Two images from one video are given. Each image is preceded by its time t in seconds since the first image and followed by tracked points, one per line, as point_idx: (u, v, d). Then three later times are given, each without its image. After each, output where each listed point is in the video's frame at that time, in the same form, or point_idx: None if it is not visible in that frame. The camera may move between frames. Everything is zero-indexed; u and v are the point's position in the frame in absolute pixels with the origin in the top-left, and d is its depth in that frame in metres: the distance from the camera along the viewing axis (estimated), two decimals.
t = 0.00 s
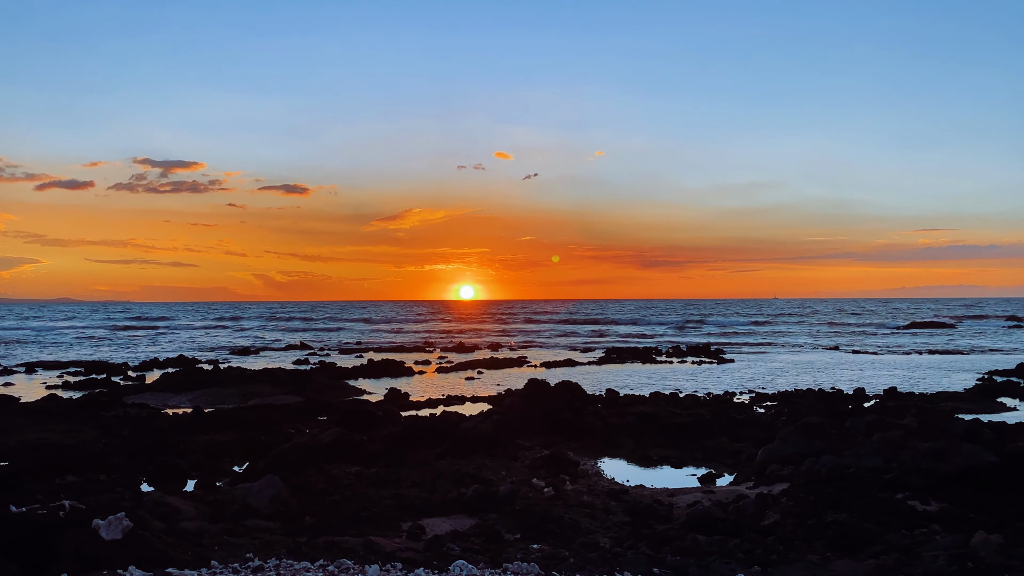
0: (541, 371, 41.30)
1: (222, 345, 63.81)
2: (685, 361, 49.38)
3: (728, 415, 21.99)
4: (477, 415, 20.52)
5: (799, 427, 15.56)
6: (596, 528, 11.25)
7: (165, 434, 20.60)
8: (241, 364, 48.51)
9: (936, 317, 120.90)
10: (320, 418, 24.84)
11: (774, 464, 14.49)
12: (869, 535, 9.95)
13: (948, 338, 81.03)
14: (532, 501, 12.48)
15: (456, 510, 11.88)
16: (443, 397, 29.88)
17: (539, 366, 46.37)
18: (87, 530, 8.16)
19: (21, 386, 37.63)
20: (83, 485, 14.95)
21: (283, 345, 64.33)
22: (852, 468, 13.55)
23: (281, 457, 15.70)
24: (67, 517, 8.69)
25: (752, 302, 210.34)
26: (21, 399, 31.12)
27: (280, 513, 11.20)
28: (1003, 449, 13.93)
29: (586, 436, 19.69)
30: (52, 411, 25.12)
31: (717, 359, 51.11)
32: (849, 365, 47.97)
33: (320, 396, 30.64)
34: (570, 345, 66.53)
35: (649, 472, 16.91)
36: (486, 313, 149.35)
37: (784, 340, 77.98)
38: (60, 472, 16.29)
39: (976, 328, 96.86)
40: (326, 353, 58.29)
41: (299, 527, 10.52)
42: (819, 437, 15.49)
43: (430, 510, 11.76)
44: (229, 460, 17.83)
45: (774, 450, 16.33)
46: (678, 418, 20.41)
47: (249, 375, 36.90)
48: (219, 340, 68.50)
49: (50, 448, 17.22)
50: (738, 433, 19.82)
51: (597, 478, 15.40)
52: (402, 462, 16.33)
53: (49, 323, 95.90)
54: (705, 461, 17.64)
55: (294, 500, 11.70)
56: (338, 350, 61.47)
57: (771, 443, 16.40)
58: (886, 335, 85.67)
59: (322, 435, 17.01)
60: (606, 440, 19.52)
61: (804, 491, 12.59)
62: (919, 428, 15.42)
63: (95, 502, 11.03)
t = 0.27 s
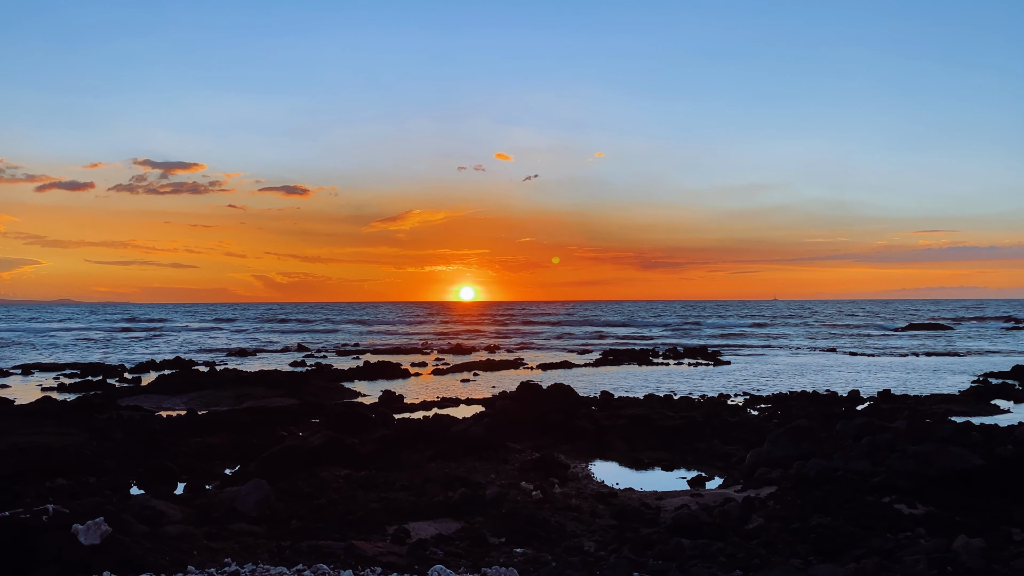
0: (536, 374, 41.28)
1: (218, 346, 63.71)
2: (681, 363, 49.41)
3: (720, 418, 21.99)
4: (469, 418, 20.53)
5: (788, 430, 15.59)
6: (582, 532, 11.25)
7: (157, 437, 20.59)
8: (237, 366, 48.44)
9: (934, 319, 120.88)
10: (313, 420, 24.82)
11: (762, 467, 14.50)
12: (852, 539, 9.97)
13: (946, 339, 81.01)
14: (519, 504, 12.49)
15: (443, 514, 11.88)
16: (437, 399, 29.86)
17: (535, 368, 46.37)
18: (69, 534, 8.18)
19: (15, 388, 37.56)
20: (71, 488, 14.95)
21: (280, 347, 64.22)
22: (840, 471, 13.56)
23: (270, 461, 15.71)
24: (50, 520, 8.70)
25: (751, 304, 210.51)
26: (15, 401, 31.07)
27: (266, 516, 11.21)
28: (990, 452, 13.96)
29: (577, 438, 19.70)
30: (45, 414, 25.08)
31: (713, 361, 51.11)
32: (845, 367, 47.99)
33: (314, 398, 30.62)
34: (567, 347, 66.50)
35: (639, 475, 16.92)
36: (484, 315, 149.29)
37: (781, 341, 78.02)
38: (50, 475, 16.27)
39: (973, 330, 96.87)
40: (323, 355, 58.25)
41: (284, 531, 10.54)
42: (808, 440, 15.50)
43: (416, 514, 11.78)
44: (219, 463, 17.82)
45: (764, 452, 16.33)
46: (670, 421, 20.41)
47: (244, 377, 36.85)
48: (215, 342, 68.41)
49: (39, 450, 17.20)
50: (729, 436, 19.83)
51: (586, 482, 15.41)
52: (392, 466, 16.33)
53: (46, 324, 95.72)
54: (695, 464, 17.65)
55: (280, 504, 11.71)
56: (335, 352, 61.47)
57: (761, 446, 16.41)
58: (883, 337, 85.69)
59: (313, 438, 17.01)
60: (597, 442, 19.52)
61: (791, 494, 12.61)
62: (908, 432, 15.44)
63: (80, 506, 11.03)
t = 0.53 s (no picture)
0: (532, 375, 41.34)
1: (215, 348, 63.74)
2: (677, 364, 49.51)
3: (711, 418, 22.04)
4: (461, 419, 20.57)
5: (776, 430, 15.64)
6: (567, 532, 11.29)
7: (149, 438, 20.63)
8: (233, 367, 48.51)
9: (931, 320, 121.17)
10: (306, 421, 24.85)
11: (749, 467, 14.56)
12: (834, 539, 10.04)
13: (942, 340, 81.21)
14: (506, 504, 12.55)
15: (429, 514, 11.93)
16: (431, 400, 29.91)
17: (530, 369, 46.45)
18: (51, 533, 8.23)
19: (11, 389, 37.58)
20: (61, 489, 15.00)
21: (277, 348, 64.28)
22: (826, 471, 13.62)
23: (260, 461, 15.75)
24: (32, 520, 8.74)
25: (749, 304, 210.63)
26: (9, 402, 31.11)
27: (252, 516, 11.26)
28: (976, 453, 14.03)
29: (568, 439, 19.75)
30: (38, 415, 25.11)
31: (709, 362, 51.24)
32: (840, 368, 48.11)
33: (308, 399, 30.68)
34: (564, 348, 66.60)
35: (628, 476, 16.98)
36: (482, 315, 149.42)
37: (778, 342, 78.19)
38: (41, 476, 16.31)
39: (969, 331, 97.17)
40: (319, 356, 58.31)
41: (269, 531, 10.59)
42: (796, 440, 15.56)
43: (402, 515, 11.83)
44: (210, 464, 17.87)
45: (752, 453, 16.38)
46: (661, 421, 20.47)
47: (239, 378, 36.89)
48: (213, 343, 68.44)
49: (31, 450, 17.25)
50: (720, 436, 19.89)
51: (575, 482, 15.47)
52: (382, 466, 16.38)
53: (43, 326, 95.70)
54: (685, 464, 17.71)
55: (266, 504, 11.75)
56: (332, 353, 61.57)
57: (750, 447, 16.47)
58: (880, 338, 85.84)
59: (303, 439, 17.06)
60: (588, 443, 19.57)
61: (776, 494, 12.67)
62: (895, 432, 15.51)
63: (67, 506, 11.08)
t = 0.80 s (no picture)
0: (526, 376, 41.43)
1: (212, 349, 63.77)
2: (672, 366, 49.61)
3: (702, 420, 22.12)
4: (453, 421, 20.62)
5: (764, 432, 15.71)
6: (552, 535, 11.35)
7: (141, 440, 20.65)
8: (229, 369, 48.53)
9: (927, 321, 121.57)
10: (299, 423, 24.88)
11: (737, 469, 14.62)
12: (816, 541, 10.10)
13: (937, 342, 81.48)
14: (493, 506, 12.59)
15: (415, 516, 11.98)
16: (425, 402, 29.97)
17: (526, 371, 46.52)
18: (35, 536, 8.27)
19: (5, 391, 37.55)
20: (50, 491, 15.02)
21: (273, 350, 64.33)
22: (812, 474, 13.69)
23: (250, 464, 15.79)
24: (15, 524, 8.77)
25: (746, 305, 211.14)
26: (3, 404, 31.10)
27: (239, 519, 11.30)
28: (963, 455, 14.10)
29: (559, 441, 19.81)
30: (31, 417, 25.11)
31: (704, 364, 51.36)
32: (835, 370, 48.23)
33: (302, 401, 30.72)
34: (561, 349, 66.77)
35: (618, 478, 17.04)
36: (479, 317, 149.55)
37: (774, 344, 78.40)
38: (31, 478, 16.33)
39: (965, 333, 97.51)
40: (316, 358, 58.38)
41: (254, 534, 10.63)
42: (784, 443, 15.63)
43: (389, 517, 11.88)
44: (201, 466, 17.90)
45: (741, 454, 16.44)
46: (652, 423, 20.53)
47: (234, 380, 36.91)
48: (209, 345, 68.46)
49: (21, 452, 17.27)
50: (710, 438, 19.97)
51: (564, 484, 15.52)
52: (372, 469, 16.43)
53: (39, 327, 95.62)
54: (674, 466, 17.78)
55: (252, 506, 11.79)
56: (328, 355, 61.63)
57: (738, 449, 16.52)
58: (876, 340, 86.08)
59: (294, 441, 17.11)
60: (579, 445, 19.63)
61: (762, 497, 12.73)
62: (882, 434, 15.58)
63: (54, 508, 11.11)
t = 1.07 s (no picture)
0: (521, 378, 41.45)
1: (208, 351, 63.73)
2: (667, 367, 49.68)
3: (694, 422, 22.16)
4: (444, 423, 20.62)
5: (753, 434, 15.75)
6: (538, 537, 11.38)
7: (132, 442, 20.64)
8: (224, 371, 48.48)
9: (924, 323, 121.78)
10: (292, 425, 24.85)
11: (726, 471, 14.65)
12: (799, 542, 10.15)
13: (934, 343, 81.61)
14: (481, 508, 12.63)
15: (402, 519, 12.01)
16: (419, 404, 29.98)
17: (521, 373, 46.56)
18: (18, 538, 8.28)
19: None
20: (39, 493, 15.01)
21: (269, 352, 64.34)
22: (800, 475, 13.73)
23: (240, 465, 15.79)
24: None
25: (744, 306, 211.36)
26: None
27: (226, 521, 11.32)
28: (950, 457, 14.14)
29: (550, 443, 19.84)
30: (23, 419, 25.07)
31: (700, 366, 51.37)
32: (830, 371, 48.29)
33: (296, 403, 30.71)
34: (557, 351, 66.89)
35: (607, 479, 17.06)
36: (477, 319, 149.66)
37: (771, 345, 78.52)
38: (21, 481, 16.32)
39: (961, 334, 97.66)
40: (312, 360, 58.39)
41: (240, 536, 10.64)
42: (773, 445, 15.67)
43: (376, 519, 11.90)
44: (192, 468, 17.89)
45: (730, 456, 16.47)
46: (643, 425, 20.57)
47: (229, 382, 36.89)
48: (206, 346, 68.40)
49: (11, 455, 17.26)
50: (701, 440, 20.01)
51: (553, 486, 15.55)
52: (362, 471, 16.44)
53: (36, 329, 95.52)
54: (664, 468, 17.82)
55: (239, 508, 11.80)
56: (324, 357, 61.66)
57: (727, 451, 16.56)
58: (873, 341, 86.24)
59: (285, 443, 17.12)
60: (570, 447, 19.65)
61: (749, 498, 12.78)
62: (871, 436, 15.63)
63: (39, 510, 11.10)
